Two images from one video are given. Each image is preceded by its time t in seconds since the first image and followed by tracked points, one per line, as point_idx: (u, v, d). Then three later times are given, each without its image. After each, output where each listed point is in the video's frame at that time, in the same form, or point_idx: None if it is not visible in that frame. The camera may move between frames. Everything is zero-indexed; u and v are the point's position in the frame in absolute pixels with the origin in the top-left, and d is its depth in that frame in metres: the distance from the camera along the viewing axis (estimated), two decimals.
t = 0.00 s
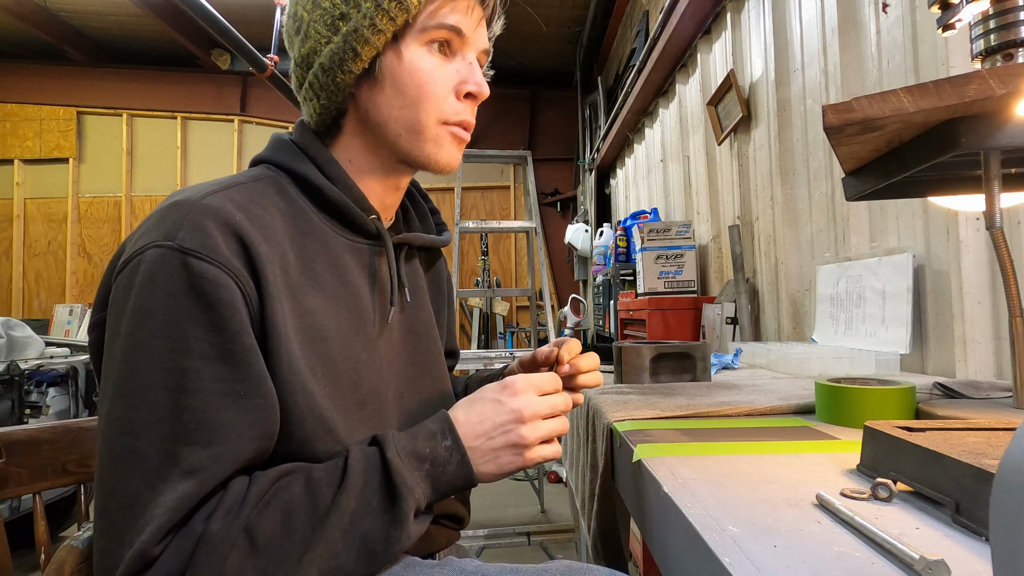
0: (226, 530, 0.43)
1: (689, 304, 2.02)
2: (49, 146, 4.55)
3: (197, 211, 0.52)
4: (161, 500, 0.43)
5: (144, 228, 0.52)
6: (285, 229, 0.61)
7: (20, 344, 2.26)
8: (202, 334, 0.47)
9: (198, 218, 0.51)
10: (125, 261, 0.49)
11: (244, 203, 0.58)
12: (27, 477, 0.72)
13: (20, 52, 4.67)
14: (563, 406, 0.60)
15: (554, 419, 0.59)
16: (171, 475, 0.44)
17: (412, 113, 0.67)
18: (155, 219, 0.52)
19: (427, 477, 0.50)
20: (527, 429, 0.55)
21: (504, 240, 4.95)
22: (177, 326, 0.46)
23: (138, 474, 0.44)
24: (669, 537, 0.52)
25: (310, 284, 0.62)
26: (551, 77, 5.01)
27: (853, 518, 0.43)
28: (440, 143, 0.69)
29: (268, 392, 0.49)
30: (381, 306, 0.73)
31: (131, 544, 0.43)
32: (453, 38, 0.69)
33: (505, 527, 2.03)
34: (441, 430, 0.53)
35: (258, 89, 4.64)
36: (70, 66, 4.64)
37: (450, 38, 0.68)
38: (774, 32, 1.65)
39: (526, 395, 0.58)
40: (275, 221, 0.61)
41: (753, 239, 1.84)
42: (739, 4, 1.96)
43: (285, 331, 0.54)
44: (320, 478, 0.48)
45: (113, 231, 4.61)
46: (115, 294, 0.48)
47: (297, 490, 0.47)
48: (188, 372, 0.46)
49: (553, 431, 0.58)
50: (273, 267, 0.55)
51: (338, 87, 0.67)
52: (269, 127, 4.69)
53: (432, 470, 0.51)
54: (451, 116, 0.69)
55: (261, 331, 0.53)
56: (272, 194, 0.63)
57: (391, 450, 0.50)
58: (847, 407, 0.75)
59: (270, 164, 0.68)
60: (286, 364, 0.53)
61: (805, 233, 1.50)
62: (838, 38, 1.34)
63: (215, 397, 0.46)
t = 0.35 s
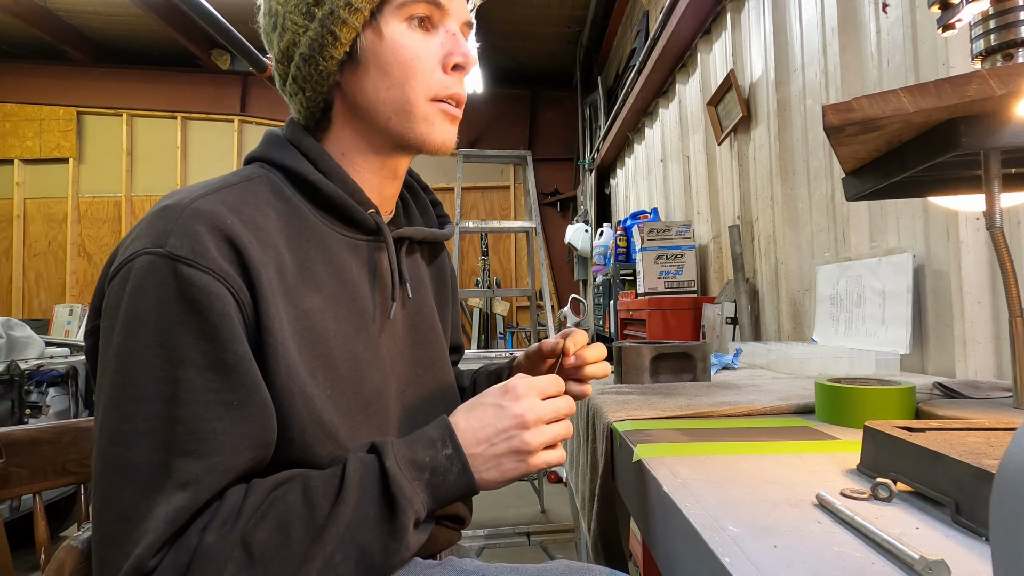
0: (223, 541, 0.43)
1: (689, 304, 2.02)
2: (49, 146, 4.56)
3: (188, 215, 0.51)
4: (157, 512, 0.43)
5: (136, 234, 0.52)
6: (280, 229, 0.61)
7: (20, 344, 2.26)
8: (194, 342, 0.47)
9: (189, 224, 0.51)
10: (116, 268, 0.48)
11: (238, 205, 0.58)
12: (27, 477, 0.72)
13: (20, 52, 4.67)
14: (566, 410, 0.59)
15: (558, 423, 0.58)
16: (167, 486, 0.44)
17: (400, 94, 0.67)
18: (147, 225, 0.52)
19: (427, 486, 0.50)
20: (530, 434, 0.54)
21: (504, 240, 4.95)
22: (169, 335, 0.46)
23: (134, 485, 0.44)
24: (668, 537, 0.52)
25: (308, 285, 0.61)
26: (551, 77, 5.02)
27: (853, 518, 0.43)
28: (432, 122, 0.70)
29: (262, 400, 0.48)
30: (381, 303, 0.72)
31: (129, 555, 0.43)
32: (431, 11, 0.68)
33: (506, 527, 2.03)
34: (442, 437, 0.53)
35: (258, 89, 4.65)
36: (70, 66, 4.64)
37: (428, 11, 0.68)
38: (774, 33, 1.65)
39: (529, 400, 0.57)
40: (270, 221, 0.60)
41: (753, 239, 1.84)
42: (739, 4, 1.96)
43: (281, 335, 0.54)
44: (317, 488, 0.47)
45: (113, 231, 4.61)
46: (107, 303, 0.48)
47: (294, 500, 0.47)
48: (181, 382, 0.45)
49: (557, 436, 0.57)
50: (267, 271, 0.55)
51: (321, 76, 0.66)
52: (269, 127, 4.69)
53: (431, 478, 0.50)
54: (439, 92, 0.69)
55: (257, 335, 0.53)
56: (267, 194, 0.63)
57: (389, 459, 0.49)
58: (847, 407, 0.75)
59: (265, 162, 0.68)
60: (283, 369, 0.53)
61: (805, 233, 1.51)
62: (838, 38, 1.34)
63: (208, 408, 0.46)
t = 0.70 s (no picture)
0: (220, 543, 0.43)
1: (689, 304, 2.02)
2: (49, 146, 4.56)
3: (184, 213, 0.51)
4: (154, 514, 0.43)
5: (132, 233, 0.52)
6: (277, 226, 0.61)
7: (20, 344, 2.26)
8: (190, 341, 0.46)
9: (184, 222, 0.50)
10: (112, 269, 0.48)
11: (234, 202, 0.57)
12: (27, 477, 0.72)
13: (20, 52, 4.67)
14: (572, 415, 0.58)
15: (563, 429, 0.58)
16: (164, 487, 0.44)
17: (394, 81, 0.67)
18: (142, 223, 0.52)
19: (426, 487, 0.50)
20: (535, 442, 0.54)
21: (504, 240, 4.95)
22: (164, 335, 0.46)
23: (132, 486, 0.44)
24: (669, 538, 0.52)
25: (307, 282, 0.61)
26: (551, 77, 5.02)
27: (853, 518, 0.43)
28: (428, 108, 0.69)
29: (260, 400, 0.48)
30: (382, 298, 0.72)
31: (127, 555, 0.43)
32: None
33: (506, 527, 2.03)
34: (441, 438, 0.52)
35: (258, 90, 4.65)
36: (69, 66, 4.64)
37: None
38: (774, 33, 1.65)
39: (536, 407, 0.56)
40: (268, 218, 0.60)
41: (753, 239, 1.84)
42: (739, 4, 1.96)
43: (279, 333, 0.53)
44: (315, 489, 0.47)
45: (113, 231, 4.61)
46: (104, 303, 0.48)
47: (292, 501, 0.47)
48: (177, 382, 0.45)
49: (561, 442, 0.57)
50: (264, 268, 0.55)
51: (313, 68, 0.66)
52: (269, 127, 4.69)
53: (431, 480, 0.50)
54: (433, 78, 0.68)
55: (254, 333, 0.53)
56: (264, 191, 0.63)
57: (389, 461, 0.49)
58: (847, 408, 0.75)
59: (263, 159, 0.68)
60: (281, 368, 0.53)
61: (805, 233, 1.51)
62: (838, 38, 1.34)
63: (204, 408, 0.46)
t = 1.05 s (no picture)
0: (218, 537, 0.43)
1: (689, 304, 2.02)
2: (49, 146, 4.56)
3: (182, 207, 0.51)
4: (152, 507, 0.43)
5: (131, 226, 0.52)
6: (276, 220, 0.61)
7: (20, 344, 2.26)
8: (188, 334, 0.46)
9: (182, 215, 0.50)
10: (111, 264, 0.48)
11: (233, 196, 0.57)
12: (26, 478, 0.72)
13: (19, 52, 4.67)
14: (577, 415, 0.58)
15: (567, 429, 0.58)
16: (163, 481, 0.44)
17: (392, 68, 0.67)
18: (141, 217, 0.52)
19: (426, 483, 0.50)
20: (539, 439, 0.54)
21: (504, 240, 4.95)
22: (163, 327, 0.46)
23: (131, 479, 0.44)
24: (669, 538, 0.52)
25: (307, 275, 0.61)
26: (551, 77, 5.02)
27: (853, 518, 0.43)
28: (426, 92, 0.70)
29: (259, 393, 0.48)
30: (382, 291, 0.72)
31: (128, 549, 0.43)
32: None
33: (506, 527, 2.03)
34: (442, 433, 0.52)
35: (258, 90, 4.65)
36: (70, 66, 4.64)
37: None
38: (774, 32, 1.65)
39: (542, 405, 0.56)
40: (266, 211, 0.60)
41: (753, 239, 1.84)
42: (739, 3, 1.96)
43: (277, 326, 0.53)
44: (316, 484, 0.47)
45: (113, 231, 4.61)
46: (104, 297, 0.48)
47: (292, 494, 0.47)
48: (175, 375, 0.45)
49: (565, 442, 0.57)
50: (262, 261, 0.54)
51: (310, 58, 0.66)
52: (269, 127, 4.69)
53: (431, 476, 0.50)
54: (430, 62, 0.69)
55: (253, 327, 0.53)
56: (263, 185, 0.63)
57: (388, 457, 0.49)
58: (847, 407, 0.75)
59: (261, 152, 0.68)
60: (280, 362, 0.53)
61: (805, 233, 1.51)
62: (838, 38, 1.34)
63: (203, 401, 0.45)
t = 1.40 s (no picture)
0: (225, 521, 0.43)
1: (689, 305, 2.02)
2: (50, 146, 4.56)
3: (183, 192, 0.51)
4: (158, 491, 0.43)
5: (133, 214, 0.52)
6: (278, 207, 0.61)
7: (20, 344, 2.26)
8: (190, 319, 0.46)
9: (183, 200, 0.50)
10: (113, 249, 0.48)
11: (234, 182, 0.57)
12: (27, 477, 0.72)
13: (19, 52, 4.68)
14: (583, 397, 0.55)
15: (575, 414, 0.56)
16: (168, 465, 0.44)
17: (390, 56, 0.67)
18: (143, 203, 0.52)
19: (430, 471, 0.50)
20: (537, 422, 0.53)
21: (504, 240, 4.95)
22: (164, 311, 0.45)
23: (133, 465, 0.44)
24: (670, 538, 0.52)
25: (309, 263, 0.61)
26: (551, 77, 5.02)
27: (854, 518, 0.43)
28: (425, 80, 0.70)
29: (263, 376, 0.48)
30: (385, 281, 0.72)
31: (131, 535, 0.43)
32: None
33: (506, 527, 2.03)
34: (447, 422, 0.52)
35: (258, 90, 4.64)
36: (70, 66, 4.64)
37: None
38: (774, 33, 1.65)
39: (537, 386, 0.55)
40: (268, 198, 0.60)
41: (754, 239, 1.84)
42: (739, 4, 1.96)
43: (279, 313, 0.53)
44: (323, 469, 0.48)
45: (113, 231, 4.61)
46: (106, 283, 0.48)
47: (299, 480, 0.47)
48: (176, 358, 0.45)
49: (570, 426, 0.54)
50: (263, 247, 0.54)
51: (309, 47, 0.66)
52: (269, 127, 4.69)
53: (434, 463, 0.50)
54: (429, 50, 0.69)
55: (255, 313, 0.53)
56: (264, 172, 0.63)
57: (394, 442, 0.50)
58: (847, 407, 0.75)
59: (263, 143, 0.68)
60: (284, 348, 0.53)
61: (805, 233, 1.51)
62: (838, 38, 1.34)
63: (207, 384, 0.46)
